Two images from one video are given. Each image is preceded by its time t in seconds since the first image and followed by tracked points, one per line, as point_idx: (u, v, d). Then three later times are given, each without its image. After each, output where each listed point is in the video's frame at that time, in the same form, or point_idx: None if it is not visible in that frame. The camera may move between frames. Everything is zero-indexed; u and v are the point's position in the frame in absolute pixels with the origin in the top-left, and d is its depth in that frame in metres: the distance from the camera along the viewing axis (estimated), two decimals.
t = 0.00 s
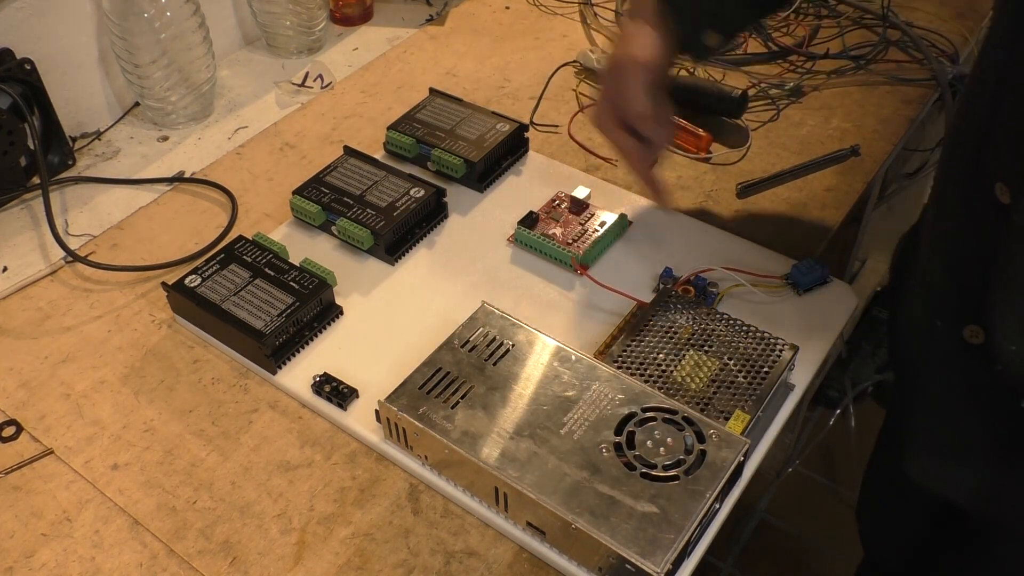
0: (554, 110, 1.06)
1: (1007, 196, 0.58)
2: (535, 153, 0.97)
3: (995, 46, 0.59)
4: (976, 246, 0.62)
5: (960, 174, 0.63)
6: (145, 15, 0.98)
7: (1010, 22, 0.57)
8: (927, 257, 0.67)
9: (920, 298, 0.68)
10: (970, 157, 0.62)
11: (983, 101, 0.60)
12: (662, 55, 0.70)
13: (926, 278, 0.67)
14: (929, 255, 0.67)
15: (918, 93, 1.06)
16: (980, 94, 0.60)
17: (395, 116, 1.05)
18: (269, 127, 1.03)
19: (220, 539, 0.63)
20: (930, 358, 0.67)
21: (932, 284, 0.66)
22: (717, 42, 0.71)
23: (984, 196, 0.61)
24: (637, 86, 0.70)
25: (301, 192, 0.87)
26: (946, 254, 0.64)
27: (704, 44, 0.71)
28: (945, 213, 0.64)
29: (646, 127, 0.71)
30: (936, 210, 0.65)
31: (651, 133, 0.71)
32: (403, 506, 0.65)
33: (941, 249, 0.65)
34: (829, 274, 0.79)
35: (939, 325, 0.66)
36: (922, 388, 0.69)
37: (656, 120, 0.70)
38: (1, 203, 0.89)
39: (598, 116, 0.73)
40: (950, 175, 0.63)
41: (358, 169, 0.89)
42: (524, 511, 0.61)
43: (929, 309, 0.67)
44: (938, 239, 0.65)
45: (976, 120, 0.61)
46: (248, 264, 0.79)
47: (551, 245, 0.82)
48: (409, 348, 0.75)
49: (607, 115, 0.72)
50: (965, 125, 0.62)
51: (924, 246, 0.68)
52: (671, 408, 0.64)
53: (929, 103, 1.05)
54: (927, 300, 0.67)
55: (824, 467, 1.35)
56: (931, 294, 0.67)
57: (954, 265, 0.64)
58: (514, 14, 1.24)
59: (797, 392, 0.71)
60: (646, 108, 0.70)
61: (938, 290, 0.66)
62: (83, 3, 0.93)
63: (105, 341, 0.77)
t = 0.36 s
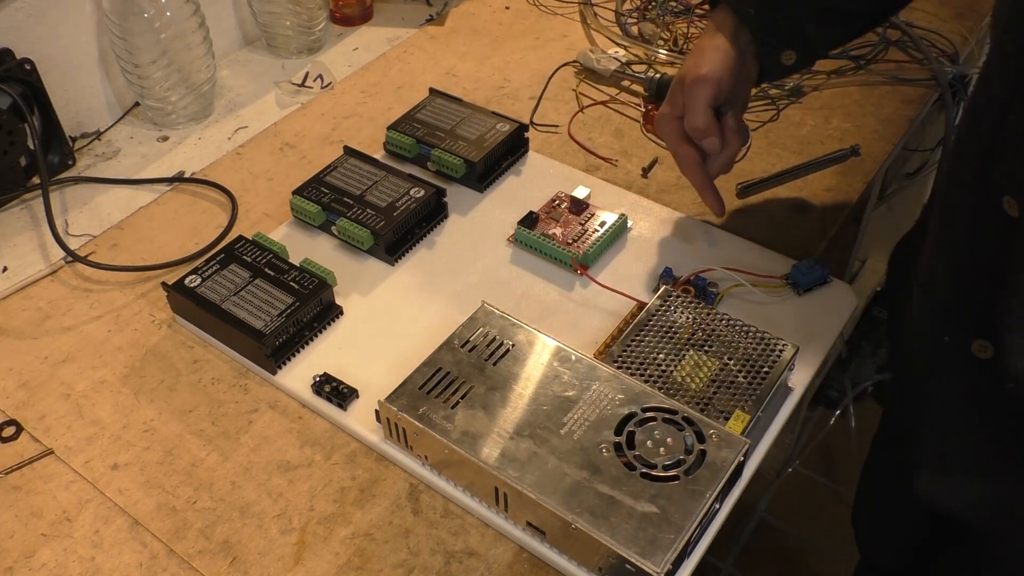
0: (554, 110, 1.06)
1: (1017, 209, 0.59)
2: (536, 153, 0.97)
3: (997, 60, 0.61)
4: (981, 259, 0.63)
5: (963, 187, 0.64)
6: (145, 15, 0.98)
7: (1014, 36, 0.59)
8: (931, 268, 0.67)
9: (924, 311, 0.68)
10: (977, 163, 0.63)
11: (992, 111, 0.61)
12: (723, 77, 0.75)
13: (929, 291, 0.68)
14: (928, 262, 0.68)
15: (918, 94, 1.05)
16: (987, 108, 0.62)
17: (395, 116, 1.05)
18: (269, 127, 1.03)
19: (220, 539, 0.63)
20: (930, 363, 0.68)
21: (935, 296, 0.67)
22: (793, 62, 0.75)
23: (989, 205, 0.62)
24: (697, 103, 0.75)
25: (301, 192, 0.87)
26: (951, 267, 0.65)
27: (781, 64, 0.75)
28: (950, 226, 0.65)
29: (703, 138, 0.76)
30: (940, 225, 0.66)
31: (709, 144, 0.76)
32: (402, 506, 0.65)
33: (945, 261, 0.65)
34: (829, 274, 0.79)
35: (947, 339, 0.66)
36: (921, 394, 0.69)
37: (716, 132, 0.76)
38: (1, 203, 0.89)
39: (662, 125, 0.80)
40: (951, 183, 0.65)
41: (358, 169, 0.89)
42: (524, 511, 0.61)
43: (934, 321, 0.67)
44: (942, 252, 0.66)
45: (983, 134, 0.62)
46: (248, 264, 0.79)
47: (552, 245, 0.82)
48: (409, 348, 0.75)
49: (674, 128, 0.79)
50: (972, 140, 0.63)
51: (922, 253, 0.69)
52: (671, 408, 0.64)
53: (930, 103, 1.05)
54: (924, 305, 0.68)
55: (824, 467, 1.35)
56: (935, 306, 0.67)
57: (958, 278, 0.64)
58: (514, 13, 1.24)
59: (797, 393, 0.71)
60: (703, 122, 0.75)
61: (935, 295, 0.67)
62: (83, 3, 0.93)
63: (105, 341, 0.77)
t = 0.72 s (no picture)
0: (555, 110, 1.06)
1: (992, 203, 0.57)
2: (535, 153, 0.97)
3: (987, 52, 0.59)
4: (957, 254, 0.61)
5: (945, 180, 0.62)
6: (145, 15, 0.97)
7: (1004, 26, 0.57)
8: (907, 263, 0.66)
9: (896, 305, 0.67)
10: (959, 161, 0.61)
11: (979, 106, 0.59)
12: (735, 81, 0.74)
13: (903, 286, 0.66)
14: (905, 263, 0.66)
15: (918, 93, 1.06)
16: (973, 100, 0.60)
17: (395, 116, 1.05)
18: (269, 127, 1.03)
19: (220, 539, 0.63)
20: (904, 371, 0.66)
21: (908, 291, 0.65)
22: (809, 71, 0.73)
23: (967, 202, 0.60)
24: (707, 106, 0.74)
25: (301, 192, 0.87)
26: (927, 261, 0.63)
27: (797, 73, 0.73)
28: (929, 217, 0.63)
29: (707, 144, 0.76)
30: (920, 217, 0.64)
31: (710, 149, 0.76)
32: (403, 506, 0.65)
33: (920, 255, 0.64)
34: (829, 274, 0.79)
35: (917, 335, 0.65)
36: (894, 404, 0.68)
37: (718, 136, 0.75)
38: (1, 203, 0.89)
39: (668, 123, 0.79)
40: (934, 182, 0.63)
41: (358, 169, 0.89)
42: (524, 512, 0.61)
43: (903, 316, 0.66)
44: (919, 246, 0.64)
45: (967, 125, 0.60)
46: (248, 264, 0.79)
47: (551, 245, 0.82)
48: (408, 348, 0.75)
49: (680, 128, 0.78)
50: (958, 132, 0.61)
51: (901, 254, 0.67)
52: (671, 408, 0.64)
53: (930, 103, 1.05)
54: (901, 308, 0.66)
55: (824, 467, 1.35)
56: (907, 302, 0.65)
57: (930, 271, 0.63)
58: (514, 13, 1.24)
59: (797, 393, 0.71)
60: (709, 128, 0.75)
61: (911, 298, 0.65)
62: (83, 3, 0.93)
63: (105, 341, 0.77)
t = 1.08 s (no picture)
0: (555, 110, 1.06)
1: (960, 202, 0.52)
2: (535, 153, 0.97)
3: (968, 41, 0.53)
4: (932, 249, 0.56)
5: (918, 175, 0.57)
6: (145, 15, 0.97)
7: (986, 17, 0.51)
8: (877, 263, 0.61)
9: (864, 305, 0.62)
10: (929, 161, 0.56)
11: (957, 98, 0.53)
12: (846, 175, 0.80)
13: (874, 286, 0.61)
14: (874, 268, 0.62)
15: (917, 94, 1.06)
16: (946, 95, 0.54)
17: (395, 116, 1.05)
18: (269, 127, 1.03)
19: (220, 539, 0.63)
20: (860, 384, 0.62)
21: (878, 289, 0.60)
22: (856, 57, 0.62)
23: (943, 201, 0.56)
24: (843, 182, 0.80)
25: (301, 192, 0.87)
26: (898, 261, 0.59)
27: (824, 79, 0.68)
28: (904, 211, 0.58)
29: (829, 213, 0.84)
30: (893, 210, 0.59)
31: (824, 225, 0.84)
32: (403, 506, 0.65)
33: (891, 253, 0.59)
34: (829, 274, 0.80)
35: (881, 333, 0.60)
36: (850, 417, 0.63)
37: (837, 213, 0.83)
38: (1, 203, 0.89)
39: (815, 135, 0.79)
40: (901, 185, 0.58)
41: (358, 169, 0.89)
42: (524, 511, 0.61)
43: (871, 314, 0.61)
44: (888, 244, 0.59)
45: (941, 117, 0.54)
46: (248, 264, 0.79)
47: (551, 244, 0.83)
48: (409, 348, 0.75)
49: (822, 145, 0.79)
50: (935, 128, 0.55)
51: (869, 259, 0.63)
52: (671, 408, 0.64)
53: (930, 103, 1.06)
54: (872, 313, 0.61)
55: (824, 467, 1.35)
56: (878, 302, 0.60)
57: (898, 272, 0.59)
58: (513, 13, 1.24)
59: (797, 393, 0.71)
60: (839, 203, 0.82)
61: (880, 306, 0.60)
62: (83, 3, 0.93)
63: (105, 341, 0.77)
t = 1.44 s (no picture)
0: (555, 110, 1.06)
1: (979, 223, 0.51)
2: (535, 153, 0.97)
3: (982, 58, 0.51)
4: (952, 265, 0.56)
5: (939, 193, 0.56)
6: (145, 15, 0.97)
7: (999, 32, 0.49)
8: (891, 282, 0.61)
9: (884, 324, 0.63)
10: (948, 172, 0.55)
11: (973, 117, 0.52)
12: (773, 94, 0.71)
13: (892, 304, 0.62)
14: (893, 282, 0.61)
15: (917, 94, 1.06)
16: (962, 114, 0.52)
17: (395, 116, 1.05)
18: (268, 127, 1.03)
19: (220, 539, 0.63)
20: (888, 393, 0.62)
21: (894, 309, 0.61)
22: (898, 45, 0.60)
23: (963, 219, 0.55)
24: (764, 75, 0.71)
25: (301, 192, 0.87)
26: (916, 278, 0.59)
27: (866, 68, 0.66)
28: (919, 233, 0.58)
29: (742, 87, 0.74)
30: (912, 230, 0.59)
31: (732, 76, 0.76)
32: (403, 506, 0.65)
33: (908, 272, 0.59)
34: (829, 274, 0.79)
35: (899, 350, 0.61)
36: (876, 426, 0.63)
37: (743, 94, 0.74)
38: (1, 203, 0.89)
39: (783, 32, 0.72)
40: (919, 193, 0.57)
41: (358, 169, 0.89)
42: (524, 512, 0.61)
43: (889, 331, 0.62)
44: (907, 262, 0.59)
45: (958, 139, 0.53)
46: (248, 264, 0.79)
47: (551, 244, 0.83)
48: (409, 348, 0.75)
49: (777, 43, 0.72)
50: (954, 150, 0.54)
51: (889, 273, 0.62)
52: (671, 408, 0.64)
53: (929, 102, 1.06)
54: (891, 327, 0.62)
55: (823, 467, 1.35)
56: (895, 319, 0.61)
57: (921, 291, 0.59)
58: (513, 13, 1.24)
59: (797, 393, 0.71)
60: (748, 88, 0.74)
61: (899, 319, 0.60)
62: (83, 3, 0.93)
63: (105, 341, 0.77)
